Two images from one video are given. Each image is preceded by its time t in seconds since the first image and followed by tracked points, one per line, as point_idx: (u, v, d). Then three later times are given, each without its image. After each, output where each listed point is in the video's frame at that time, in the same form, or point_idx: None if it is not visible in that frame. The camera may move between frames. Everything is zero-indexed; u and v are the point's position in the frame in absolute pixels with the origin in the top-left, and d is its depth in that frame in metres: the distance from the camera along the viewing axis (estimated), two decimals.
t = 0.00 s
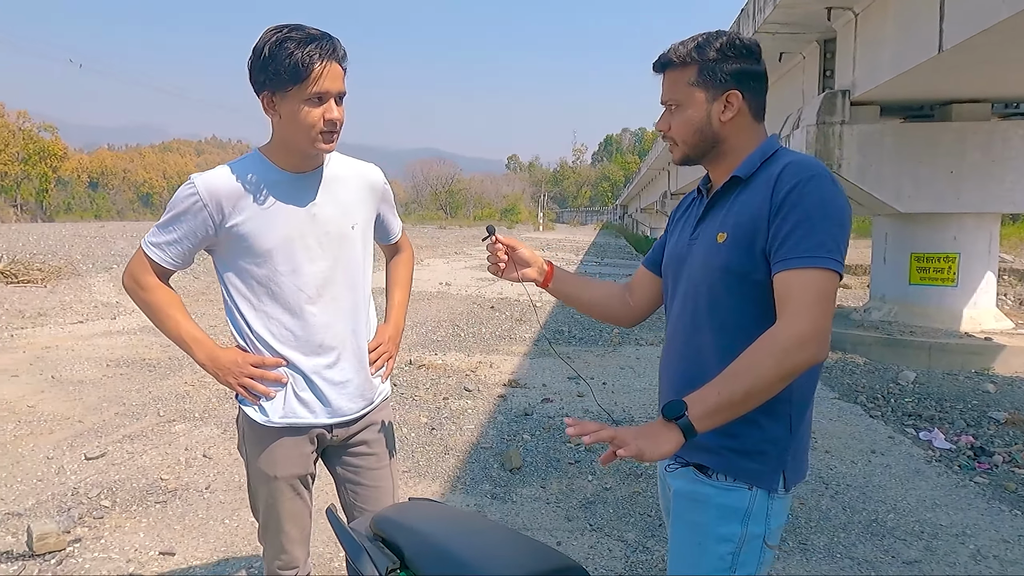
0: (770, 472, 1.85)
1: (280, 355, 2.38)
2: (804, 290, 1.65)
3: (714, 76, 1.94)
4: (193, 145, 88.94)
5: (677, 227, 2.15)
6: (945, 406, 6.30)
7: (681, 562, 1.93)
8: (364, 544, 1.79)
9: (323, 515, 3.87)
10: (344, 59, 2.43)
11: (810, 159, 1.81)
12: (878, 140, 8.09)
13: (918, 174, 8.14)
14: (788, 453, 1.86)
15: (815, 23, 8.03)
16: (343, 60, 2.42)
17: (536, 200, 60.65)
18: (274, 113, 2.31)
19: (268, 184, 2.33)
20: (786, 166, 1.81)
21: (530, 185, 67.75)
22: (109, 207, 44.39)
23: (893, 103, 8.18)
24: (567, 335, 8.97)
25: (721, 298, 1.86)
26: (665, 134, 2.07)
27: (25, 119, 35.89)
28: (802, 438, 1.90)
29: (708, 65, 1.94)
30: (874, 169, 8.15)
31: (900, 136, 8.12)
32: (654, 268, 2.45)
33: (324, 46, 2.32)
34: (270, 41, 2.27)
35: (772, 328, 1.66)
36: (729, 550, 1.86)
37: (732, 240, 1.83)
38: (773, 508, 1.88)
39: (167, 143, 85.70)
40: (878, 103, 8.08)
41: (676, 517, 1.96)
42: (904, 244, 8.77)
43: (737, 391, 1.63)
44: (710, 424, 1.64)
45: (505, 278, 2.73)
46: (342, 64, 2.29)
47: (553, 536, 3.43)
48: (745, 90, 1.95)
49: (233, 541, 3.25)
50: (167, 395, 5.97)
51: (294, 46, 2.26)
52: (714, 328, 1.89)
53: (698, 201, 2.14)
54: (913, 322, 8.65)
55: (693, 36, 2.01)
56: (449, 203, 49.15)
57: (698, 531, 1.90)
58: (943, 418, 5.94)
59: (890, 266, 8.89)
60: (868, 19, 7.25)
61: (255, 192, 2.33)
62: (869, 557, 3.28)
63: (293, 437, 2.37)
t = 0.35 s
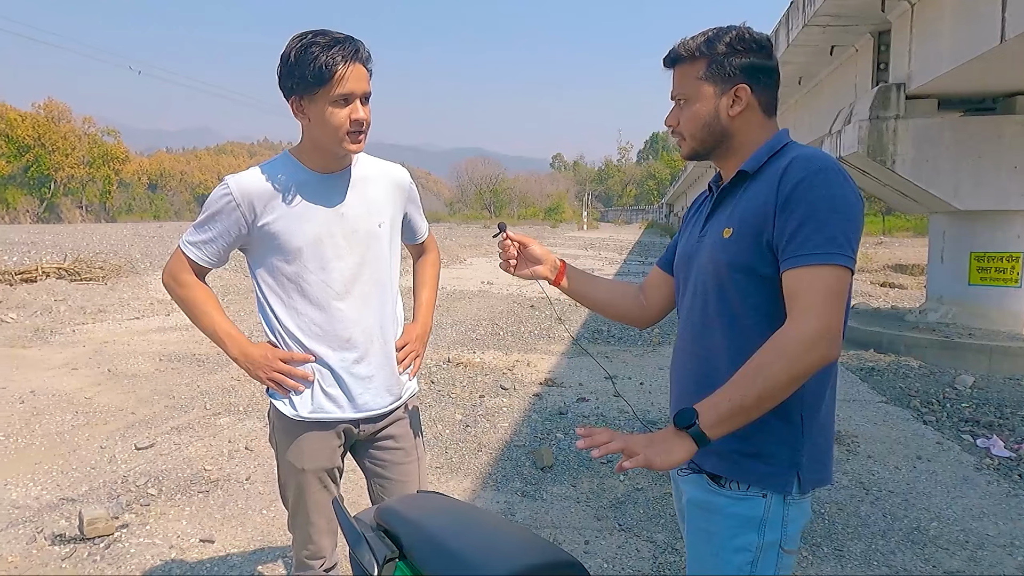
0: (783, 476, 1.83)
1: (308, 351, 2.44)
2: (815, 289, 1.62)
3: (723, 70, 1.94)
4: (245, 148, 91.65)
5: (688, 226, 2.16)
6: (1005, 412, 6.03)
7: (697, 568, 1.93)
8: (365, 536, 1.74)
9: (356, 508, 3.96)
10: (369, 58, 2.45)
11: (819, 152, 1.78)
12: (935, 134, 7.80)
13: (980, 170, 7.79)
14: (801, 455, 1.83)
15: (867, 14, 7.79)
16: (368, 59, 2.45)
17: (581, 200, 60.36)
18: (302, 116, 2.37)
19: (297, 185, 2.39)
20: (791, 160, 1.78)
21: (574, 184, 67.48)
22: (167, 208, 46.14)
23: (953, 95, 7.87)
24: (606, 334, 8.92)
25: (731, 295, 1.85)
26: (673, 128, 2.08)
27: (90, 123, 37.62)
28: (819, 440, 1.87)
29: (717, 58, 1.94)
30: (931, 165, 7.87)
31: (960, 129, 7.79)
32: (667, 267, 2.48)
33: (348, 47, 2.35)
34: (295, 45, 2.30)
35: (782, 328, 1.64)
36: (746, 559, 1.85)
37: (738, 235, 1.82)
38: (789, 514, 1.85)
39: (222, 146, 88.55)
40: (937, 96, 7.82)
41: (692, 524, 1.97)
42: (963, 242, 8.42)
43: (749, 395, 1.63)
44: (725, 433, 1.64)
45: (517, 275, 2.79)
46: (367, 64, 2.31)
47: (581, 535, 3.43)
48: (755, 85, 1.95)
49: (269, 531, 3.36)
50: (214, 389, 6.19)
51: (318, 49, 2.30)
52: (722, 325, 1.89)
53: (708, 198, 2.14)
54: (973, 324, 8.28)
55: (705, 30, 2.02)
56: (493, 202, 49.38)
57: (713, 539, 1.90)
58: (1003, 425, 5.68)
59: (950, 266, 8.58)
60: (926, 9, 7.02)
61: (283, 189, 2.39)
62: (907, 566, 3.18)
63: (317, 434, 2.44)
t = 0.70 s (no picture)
0: (791, 479, 1.83)
1: (355, 351, 2.50)
2: (836, 293, 1.62)
3: (740, 69, 1.95)
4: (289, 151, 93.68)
5: (707, 225, 2.19)
6: None
7: (707, 567, 1.96)
8: (381, 526, 1.77)
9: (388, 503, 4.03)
10: (419, 65, 2.49)
11: (841, 153, 1.77)
12: (989, 132, 7.52)
13: None
14: (811, 459, 1.83)
15: (914, 9, 7.56)
16: (418, 66, 2.49)
17: (619, 201, 59.95)
18: (353, 119, 2.43)
19: (347, 184, 2.46)
20: (811, 162, 1.79)
21: (613, 185, 67.05)
22: (213, 210, 47.48)
23: (1008, 91, 7.49)
24: (641, 336, 8.87)
25: (748, 297, 1.87)
26: (694, 132, 2.10)
27: (143, 128, 38.99)
28: (833, 444, 1.86)
29: (733, 58, 1.95)
30: (983, 163, 7.65)
31: (1015, 127, 7.50)
32: (686, 266, 2.51)
33: (400, 54, 2.39)
34: (350, 51, 2.38)
35: (802, 333, 1.65)
36: (753, 561, 1.87)
37: (753, 236, 1.85)
38: (798, 517, 1.85)
39: (266, 149, 90.69)
40: (988, 92, 7.46)
41: (701, 525, 2.00)
42: (1018, 244, 8.12)
43: (767, 400, 1.64)
44: (741, 439, 1.66)
45: (539, 270, 2.84)
46: (417, 70, 2.35)
47: (610, 536, 3.44)
48: (772, 82, 1.95)
49: (303, 524, 3.46)
50: (255, 386, 6.37)
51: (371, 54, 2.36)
52: (735, 324, 1.91)
53: (727, 197, 2.15)
54: None
55: (720, 31, 2.03)
56: (531, 203, 49.48)
57: (720, 540, 1.93)
58: None
59: (1004, 270, 8.30)
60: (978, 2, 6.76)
61: (334, 188, 2.46)
62: None
63: (356, 433, 2.51)
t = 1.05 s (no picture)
0: (785, 474, 1.85)
1: (379, 348, 2.52)
2: (829, 292, 1.66)
3: (737, 70, 1.97)
4: (304, 149, 94.32)
5: (707, 222, 2.21)
6: None
7: (699, 558, 1.99)
8: (381, 515, 1.77)
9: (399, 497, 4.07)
10: (445, 67, 2.52)
11: (838, 153, 1.80)
12: (1011, 126, 7.42)
13: None
14: (806, 453, 1.85)
15: (931, 3, 7.48)
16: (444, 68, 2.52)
17: (633, 198, 59.75)
18: (380, 118, 2.46)
19: (373, 181, 2.48)
20: (808, 161, 1.81)
21: (627, 182, 66.80)
22: (229, 209, 47.90)
23: None
24: (654, 334, 8.86)
25: (743, 294, 1.90)
26: (695, 132, 2.13)
27: (160, 128, 39.43)
28: (826, 439, 1.89)
29: (729, 58, 1.97)
30: (1006, 158, 7.55)
31: None
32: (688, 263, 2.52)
33: (427, 55, 2.43)
34: (380, 52, 2.41)
35: (796, 329, 1.69)
36: (744, 552, 1.90)
37: (750, 233, 1.87)
38: (791, 511, 1.88)
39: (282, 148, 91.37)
40: (1008, 86, 7.33)
41: (694, 517, 2.02)
42: None
43: (757, 393, 1.68)
44: (727, 425, 1.71)
45: (542, 268, 2.84)
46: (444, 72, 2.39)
47: (618, 531, 3.47)
48: (769, 82, 1.97)
49: (315, 518, 3.51)
50: (269, 382, 6.45)
51: (399, 55, 2.39)
52: (734, 322, 1.94)
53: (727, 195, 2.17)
54: None
55: (717, 32, 2.05)
56: (544, 201, 49.51)
57: (713, 532, 1.95)
58: None
59: None
60: None
61: (359, 186, 2.48)
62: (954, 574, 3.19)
63: (378, 427, 2.53)
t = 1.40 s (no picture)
0: (760, 467, 1.91)
1: (367, 352, 2.54)
2: (795, 292, 1.72)
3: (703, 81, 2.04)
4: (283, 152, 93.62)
5: (681, 225, 2.27)
6: None
7: (678, 552, 2.03)
8: (363, 517, 1.77)
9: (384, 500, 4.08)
10: (432, 73, 2.53)
11: (802, 158, 1.86)
12: (981, 124, 7.60)
13: None
14: (777, 448, 1.92)
15: (903, 4, 7.64)
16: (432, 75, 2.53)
17: (614, 198, 60.05)
18: (368, 127, 2.47)
19: (361, 192, 2.49)
20: (774, 166, 1.87)
21: (608, 182, 67.09)
22: (208, 213, 47.40)
23: (997, 83, 7.61)
24: (635, 333, 8.93)
25: (716, 296, 1.95)
26: (667, 142, 2.19)
27: (136, 131, 38.93)
28: (797, 434, 1.95)
29: (694, 71, 2.04)
30: (977, 156, 7.70)
31: (1007, 118, 7.58)
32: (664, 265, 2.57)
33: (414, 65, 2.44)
34: (368, 60, 2.43)
35: (765, 329, 1.74)
36: (720, 544, 1.95)
37: (721, 237, 1.92)
38: (765, 502, 1.94)
39: (260, 151, 90.60)
40: (978, 85, 7.57)
41: (673, 512, 2.07)
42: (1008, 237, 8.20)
43: (728, 392, 1.73)
44: (701, 424, 1.76)
45: (521, 272, 2.86)
46: (431, 81, 2.41)
47: (600, 529, 3.51)
48: (734, 89, 2.04)
49: (299, 522, 3.52)
50: (251, 387, 6.42)
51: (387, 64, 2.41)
52: (708, 324, 1.99)
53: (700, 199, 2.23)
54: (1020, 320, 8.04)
55: (681, 46, 2.12)
56: (526, 202, 49.59)
57: (692, 525, 2.00)
58: None
59: (996, 263, 8.39)
60: None
61: (347, 197, 2.49)
62: (927, 563, 3.28)
63: (366, 430, 2.54)
